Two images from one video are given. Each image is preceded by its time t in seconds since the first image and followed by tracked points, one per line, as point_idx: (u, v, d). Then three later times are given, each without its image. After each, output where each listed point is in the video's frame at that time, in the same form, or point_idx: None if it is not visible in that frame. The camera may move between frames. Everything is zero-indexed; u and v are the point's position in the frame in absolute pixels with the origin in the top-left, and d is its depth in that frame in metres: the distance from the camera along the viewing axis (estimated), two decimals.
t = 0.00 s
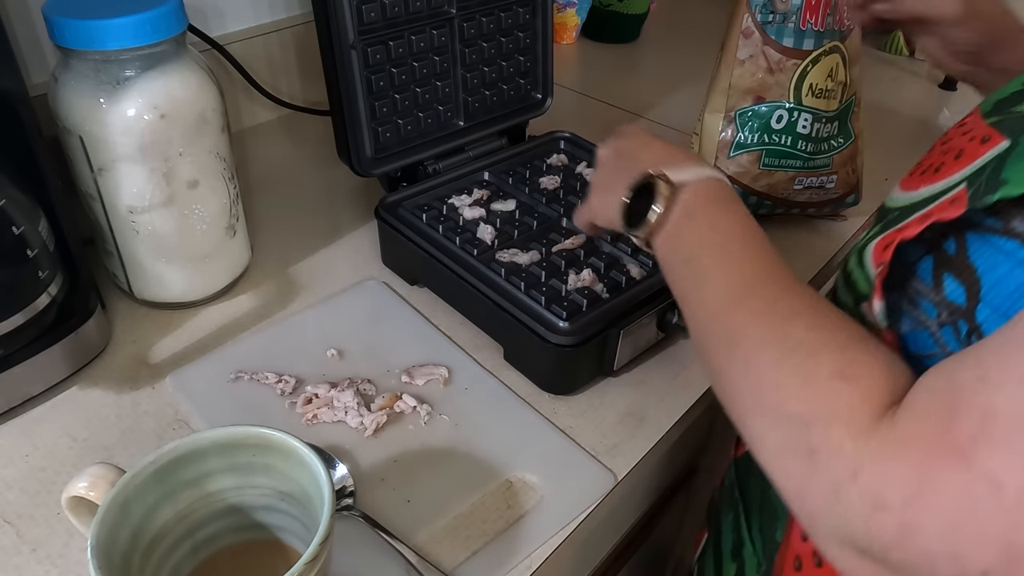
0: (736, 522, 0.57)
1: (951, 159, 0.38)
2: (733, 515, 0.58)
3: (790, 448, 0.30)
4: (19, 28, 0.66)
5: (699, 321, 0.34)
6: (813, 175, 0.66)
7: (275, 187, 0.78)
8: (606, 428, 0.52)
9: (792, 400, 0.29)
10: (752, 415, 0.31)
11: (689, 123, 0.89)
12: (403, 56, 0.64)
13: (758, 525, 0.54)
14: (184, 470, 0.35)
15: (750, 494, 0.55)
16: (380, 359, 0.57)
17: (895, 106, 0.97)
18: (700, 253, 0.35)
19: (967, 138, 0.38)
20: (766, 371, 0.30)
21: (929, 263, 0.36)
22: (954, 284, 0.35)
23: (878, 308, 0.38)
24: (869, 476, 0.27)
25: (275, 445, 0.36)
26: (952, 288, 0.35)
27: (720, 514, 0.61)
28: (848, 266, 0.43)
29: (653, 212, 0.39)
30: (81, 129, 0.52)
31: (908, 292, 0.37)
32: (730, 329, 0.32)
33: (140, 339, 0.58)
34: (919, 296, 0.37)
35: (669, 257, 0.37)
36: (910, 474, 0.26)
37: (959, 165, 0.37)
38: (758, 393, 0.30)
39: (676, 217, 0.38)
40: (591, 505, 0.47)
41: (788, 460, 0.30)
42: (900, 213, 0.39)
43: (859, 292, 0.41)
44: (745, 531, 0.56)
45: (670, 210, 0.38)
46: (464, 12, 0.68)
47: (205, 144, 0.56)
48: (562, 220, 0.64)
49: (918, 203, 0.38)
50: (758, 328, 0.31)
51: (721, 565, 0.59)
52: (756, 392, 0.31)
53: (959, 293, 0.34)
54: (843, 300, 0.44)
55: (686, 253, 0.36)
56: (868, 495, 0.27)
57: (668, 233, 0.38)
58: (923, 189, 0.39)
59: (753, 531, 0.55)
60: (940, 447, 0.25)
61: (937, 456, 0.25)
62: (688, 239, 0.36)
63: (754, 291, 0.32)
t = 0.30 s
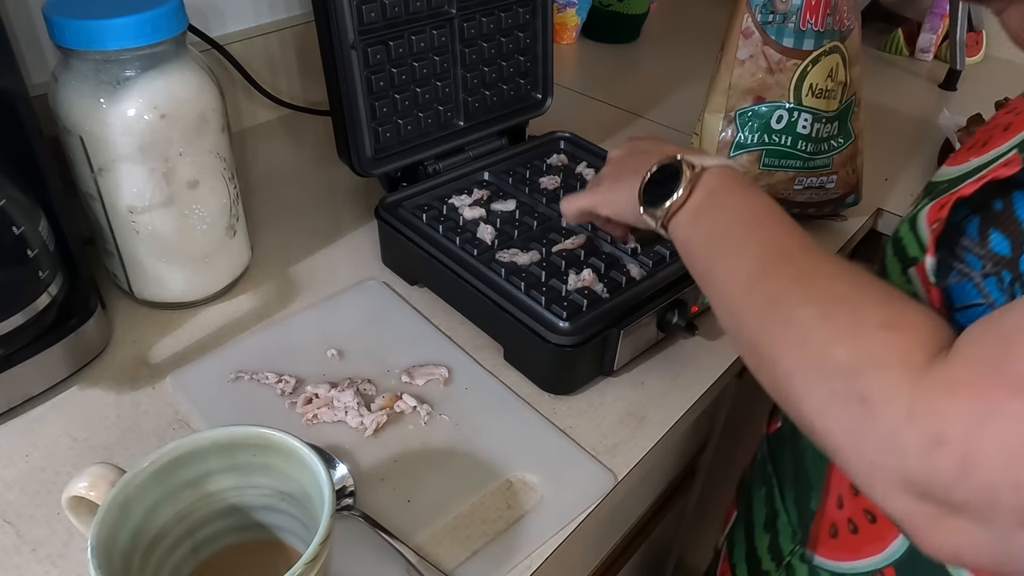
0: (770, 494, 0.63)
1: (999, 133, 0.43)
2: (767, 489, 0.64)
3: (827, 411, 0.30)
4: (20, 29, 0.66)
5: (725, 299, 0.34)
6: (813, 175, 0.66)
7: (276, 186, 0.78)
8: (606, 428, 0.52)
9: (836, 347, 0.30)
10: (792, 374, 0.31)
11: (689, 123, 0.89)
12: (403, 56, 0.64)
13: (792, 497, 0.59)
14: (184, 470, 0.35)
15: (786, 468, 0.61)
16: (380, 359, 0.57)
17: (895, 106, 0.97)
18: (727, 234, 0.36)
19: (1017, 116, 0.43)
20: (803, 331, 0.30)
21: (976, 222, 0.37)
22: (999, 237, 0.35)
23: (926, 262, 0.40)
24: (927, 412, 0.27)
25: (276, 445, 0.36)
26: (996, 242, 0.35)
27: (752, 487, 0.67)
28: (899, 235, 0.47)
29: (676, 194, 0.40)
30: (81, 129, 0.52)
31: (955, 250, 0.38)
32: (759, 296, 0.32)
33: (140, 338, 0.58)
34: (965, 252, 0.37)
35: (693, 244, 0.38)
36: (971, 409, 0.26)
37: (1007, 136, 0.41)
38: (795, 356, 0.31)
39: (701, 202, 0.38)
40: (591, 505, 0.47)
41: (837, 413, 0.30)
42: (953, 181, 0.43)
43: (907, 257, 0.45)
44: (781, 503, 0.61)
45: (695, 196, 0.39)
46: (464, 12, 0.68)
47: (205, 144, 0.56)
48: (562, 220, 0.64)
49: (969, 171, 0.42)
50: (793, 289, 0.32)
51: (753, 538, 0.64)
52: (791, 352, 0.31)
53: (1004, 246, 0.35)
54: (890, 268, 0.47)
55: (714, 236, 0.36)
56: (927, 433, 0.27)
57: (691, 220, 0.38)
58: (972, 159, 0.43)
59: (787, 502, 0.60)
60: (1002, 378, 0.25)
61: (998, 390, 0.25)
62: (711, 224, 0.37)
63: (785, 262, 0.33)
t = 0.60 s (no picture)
0: (789, 488, 0.63)
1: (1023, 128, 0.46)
2: (785, 483, 0.64)
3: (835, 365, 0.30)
4: (20, 29, 0.66)
5: (724, 268, 0.34)
6: (813, 175, 0.66)
7: (276, 186, 0.79)
8: (606, 428, 0.52)
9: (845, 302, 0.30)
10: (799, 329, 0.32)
11: (689, 123, 0.89)
12: (403, 56, 0.64)
13: (812, 491, 0.59)
14: (183, 470, 0.35)
15: (803, 462, 0.61)
16: (380, 359, 0.57)
17: (895, 106, 0.97)
18: (716, 203, 0.36)
19: None
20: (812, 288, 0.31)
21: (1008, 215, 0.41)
22: None
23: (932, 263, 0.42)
24: (943, 358, 0.28)
25: (276, 445, 0.36)
26: None
27: (769, 481, 0.67)
28: (927, 227, 0.51)
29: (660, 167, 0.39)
30: (81, 129, 0.52)
31: (984, 241, 0.42)
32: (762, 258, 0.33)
33: (140, 338, 0.58)
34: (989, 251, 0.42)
35: (681, 215, 0.37)
36: (987, 357, 0.27)
37: None
38: (803, 308, 0.31)
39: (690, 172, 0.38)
40: (592, 505, 0.47)
41: (847, 364, 0.30)
42: (982, 174, 0.47)
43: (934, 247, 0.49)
44: (800, 497, 0.61)
45: (678, 167, 0.38)
46: (464, 12, 0.68)
47: (205, 144, 0.56)
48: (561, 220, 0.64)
49: (998, 164, 0.45)
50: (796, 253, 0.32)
51: (774, 532, 0.64)
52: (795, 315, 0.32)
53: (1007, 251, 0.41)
54: (916, 255, 0.51)
55: (702, 205, 0.36)
56: (940, 376, 0.28)
57: (677, 191, 0.38)
58: (1000, 153, 0.46)
59: (808, 496, 0.60)
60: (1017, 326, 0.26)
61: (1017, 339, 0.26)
62: (700, 193, 0.37)
63: (784, 227, 0.33)
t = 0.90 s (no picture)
0: (791, 488, 0.63)
1: None
2: (787, 483, 0.64)
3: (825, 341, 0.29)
4: (20, 29, 0.66)
5: (701, 244, 0.33)
6: (813, 175, 0.66)
7: (276, 186, 0.78)
8: (606, 428, 0.52)
9: (838, 277, 0.30)
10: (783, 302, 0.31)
11: (690, 122, 0.89)
12: (403, 56, 0.64)
13: (814, 491, 0.59)
14: (183, 470, 0.35)
15: (805, 462, 0.61)
16: (380, 359, 0.57)
17: (895, 106, 0.97)
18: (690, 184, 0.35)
19: None
20: (802, 264, 0.30)
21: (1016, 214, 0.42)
22: None
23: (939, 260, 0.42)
24: (945, 331, 0.27)
25: (276, 445, 0.36)
26: None
27: (769, 481, 0.67)
28: (931, 226, 0.52)
29: (631, 142, 0.38)
30: (81, 129, 0.52)
31: (992, 240, 0.43)
32: (747, 234, 0.32)
33: (140, 338, 0.58)
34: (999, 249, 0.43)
35: (649, 195, 0.36)
36: (989, 330, 0.26)
37: None
38: (793, 283, 0.30)
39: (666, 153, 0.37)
40: (592, 505, 0.47)
41: (840, 336, 0.29)
42: (992, 175, 0.47)
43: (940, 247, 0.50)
44: (801, 497, 0.61)
45: (651, 148, 0.38)
46: (464, 12, 0.68)
47: (205, 144, 0.56)
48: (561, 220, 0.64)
49: (1007, 165, 0.46)
50: (784, 228, 0.31)
51: (775, 532, 0.64)
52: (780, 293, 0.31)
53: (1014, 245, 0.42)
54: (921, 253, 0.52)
55: (675, 185, 0.35)
56: (942, 348, 0.27)
57: (648, 170, 0.37)
58: (1008, 154, 0.47)
59: (809, 495, 0.60)
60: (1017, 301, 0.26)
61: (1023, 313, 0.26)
62: (673, 173, 0.36)
63: (765, 206, 0.33)
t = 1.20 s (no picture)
0: (785, 490, 0.63)
1: None
2: (781, 485, 0.63)
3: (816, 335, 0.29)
4: (20, 29, 0.66)
5: (686, 252, 0.34)
6: (813, 175, 0.66)
7: (276, 186, 0.78)
8: (606, 428, 0.52)
9: (814, 266, 0.30)
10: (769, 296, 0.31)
11: (690, 122, 0.89)
12: (403, 56, 0.64)
13: (809, 494, 0.59)
14: (183, 470, 0.35)
15: (801, 465, 0.61)
16: (380, 359, 0.57)
17: (895, 106, 0.97)
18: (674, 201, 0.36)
19: None
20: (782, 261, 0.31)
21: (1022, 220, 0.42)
22: None
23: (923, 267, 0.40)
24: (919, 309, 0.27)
25: (276, 445, 0.36)
26: None
27: (763, 483, 0.67)
28: (929, 228, 0.52)
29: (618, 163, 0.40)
30: (81, 129, 0.52)
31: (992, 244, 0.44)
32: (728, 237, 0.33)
33: (140, 338, 0.58)
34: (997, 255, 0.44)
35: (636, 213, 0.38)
36: (966, 310, 0.26)
37: None
38: (776, 279, 0.31)
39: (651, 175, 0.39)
40: (592, 505, 0.47)
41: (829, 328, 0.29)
42: (991, 178, 0.47)
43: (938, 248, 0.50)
44: (795, 499, 0.61)
45: (639, 172, 0.40)
46: (464, 12, 0.68)
47: (205, 144, 0.56)
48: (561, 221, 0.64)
49: (1006, 168, 0.46)
50: (765, 229, 0.32)
51: (768, 534, 0.64)
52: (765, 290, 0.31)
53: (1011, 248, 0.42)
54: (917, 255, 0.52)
55: (660, 202, 0.36)
56: (915, 326, 0.27)
57: (636, 192, 0.38)
58: (1008, 156, 0.47)
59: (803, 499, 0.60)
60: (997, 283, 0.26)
61: (1000, 291, 0.25)
62: (660, 192, 0.37)
63: (746, 210, 0.33)
